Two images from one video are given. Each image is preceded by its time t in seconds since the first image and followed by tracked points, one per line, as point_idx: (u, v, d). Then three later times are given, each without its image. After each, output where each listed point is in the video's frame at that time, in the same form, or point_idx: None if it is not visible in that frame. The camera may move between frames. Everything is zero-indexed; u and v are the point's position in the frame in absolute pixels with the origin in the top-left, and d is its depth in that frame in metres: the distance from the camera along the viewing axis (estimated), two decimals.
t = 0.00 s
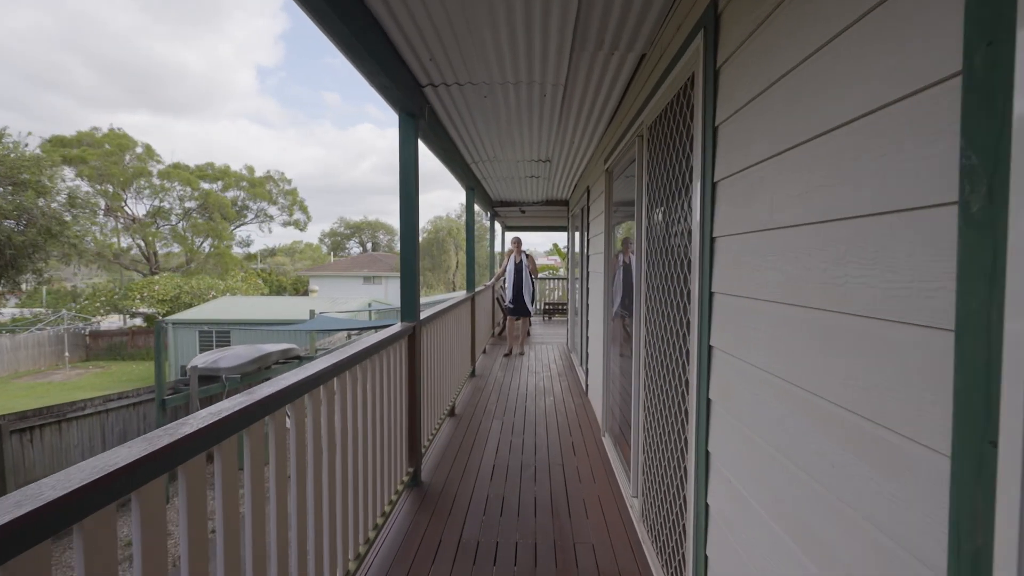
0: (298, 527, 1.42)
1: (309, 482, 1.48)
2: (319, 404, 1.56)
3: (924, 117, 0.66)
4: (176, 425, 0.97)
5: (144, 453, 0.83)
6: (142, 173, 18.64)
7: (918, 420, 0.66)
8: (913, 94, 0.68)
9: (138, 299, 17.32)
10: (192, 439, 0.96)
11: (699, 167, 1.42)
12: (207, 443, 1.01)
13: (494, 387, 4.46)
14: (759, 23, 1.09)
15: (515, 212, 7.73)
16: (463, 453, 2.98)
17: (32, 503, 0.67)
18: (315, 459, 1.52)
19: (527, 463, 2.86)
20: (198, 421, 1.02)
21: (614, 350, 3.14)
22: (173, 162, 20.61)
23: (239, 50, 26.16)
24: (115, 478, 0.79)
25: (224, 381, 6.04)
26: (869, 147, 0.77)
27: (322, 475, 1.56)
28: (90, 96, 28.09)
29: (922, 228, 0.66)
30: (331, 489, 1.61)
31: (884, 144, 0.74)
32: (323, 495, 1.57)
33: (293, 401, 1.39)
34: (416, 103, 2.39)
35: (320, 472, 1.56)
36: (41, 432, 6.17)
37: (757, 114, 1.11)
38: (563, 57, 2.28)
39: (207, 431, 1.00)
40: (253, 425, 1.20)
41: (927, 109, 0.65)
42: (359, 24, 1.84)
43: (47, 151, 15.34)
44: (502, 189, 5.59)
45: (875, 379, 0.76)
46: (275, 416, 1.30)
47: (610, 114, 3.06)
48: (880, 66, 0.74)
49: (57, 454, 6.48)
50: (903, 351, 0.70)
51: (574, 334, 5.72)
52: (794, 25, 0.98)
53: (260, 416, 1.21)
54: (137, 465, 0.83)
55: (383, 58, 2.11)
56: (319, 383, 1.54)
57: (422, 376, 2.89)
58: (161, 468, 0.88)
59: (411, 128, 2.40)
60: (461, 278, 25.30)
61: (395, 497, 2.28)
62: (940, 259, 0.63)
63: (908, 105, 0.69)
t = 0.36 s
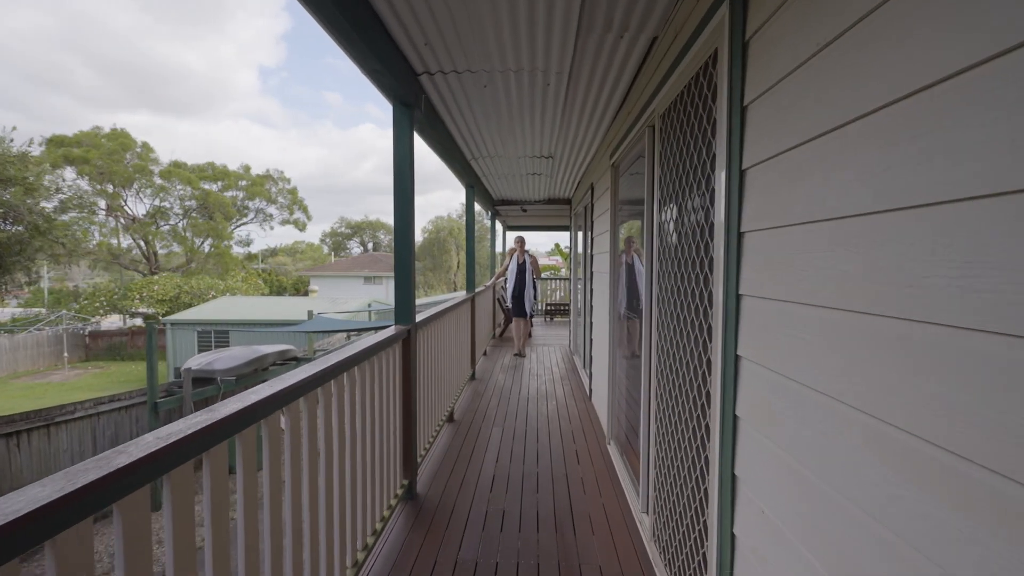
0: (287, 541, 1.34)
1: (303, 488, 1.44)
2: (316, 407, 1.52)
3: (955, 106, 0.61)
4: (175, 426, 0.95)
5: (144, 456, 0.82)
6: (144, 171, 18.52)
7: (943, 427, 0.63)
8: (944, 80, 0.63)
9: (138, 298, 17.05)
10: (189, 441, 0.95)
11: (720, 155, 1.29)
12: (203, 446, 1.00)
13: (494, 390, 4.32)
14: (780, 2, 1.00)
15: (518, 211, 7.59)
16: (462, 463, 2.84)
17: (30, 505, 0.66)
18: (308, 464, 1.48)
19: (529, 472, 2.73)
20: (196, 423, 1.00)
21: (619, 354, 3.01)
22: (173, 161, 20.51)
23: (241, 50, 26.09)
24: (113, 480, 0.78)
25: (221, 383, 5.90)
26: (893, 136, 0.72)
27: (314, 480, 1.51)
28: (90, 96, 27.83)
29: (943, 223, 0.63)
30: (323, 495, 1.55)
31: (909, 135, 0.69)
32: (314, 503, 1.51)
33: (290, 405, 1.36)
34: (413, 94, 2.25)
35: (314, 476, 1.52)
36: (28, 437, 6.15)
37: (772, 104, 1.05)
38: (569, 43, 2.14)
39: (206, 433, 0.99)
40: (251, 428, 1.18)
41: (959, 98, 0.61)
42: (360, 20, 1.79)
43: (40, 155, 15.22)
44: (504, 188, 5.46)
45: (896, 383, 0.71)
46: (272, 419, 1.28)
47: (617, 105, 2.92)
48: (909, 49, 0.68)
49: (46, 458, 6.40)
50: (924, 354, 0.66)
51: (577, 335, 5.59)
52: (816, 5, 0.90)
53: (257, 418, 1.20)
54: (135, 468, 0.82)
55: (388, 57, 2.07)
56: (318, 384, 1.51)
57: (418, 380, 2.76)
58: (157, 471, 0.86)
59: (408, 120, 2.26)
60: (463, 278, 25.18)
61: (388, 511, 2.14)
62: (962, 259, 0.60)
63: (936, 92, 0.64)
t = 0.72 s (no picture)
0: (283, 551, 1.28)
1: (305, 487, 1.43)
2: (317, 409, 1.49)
3: (979, 106, 0.59)
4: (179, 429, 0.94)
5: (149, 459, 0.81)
6: (144, 171, 18.44)
7: (953, 430, 0.62)
8: (972, 77, 0.59)
9: (138, 298, 16.98)
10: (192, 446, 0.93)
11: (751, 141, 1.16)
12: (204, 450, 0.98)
13: (496, 395, 4.18)
14: None
15: (520, 210, 7.46)
16: (461, 475, 2.69)
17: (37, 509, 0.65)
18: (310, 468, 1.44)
19: (532, 484, 2.60)
20: (200, 426, 0.99)
21: (627, 358, 2.87)
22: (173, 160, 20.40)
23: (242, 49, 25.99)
24: (119, 483, 0.77)
25: (216, 387, 5.77)
26: (924, 129, 0.67)
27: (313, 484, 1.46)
28: (89, 95, 27.55)
29: (958, 227, 0.62)
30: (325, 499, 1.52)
31: (933, 133, 0.65)
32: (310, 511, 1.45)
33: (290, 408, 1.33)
34: (410, 83, 2.12)
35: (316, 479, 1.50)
36: (15, 443, 6.08)
37: (798, 90, 0.96)
38: (578, 27, 2.00)
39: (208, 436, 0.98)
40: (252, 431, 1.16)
41: (979, 99, 0.59)
42: (359, 9, 1.68)
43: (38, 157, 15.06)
44: (506, 185, 5.33)
45: (941, 396, 0.64)
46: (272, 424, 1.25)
47: (626, 96, 2.78)
48: (941, 39, 0.64)
49: (34, 463, 6.33)
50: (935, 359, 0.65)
51: (581, 337, 5.44)
52: None
53: (258, 418, 1.18)
54: (138, 472, 0.80)
55: (390, 50, 1.97)
56: (319, 388, 1.48)
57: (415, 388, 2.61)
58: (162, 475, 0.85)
59: (405, 112, 2.13)
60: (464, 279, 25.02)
61: (382, 529, 2.00)
62: (974, 262, 0.59)
63: (962, 89, 0.61)
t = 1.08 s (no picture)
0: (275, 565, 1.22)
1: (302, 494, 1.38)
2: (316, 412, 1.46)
3: (980, 107, 0.56)
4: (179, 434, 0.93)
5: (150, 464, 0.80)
6: (145, 173, 18.40)
7: (952, 442, 0.60)
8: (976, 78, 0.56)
9: (138, 298, 16.90)
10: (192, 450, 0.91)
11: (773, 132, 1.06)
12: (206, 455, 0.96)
13: (497, 399, 4.07)
14: None
15: (521, 209, 7.37)
16: (461, 487, 2.57)
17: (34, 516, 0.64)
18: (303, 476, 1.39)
19: (534, 495, 2.50)
20: (200, 431, 0.97)
21: (633, 363, 2.77)
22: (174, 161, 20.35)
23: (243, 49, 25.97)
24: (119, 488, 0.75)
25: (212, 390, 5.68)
26: (929, 129, 0.63)
27: (305, 497, 1.39)
28: (90, 96, 27.45)
29: (964, 232, 0.59)
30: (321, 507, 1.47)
31: (938, 133, 0.62)
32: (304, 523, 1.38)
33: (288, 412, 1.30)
34: (404, 74, 2.02)
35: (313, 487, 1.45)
36: (6, 448, 5.92)
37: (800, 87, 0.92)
38: (584, 14, 1.89)
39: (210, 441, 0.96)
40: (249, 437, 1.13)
41: (979, 100, 0.56)
42: (359, 7, 1.65)
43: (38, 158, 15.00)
44: (506, 184, 5.24)
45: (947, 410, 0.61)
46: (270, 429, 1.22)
47: (632, 90, 2.68)
48: (945, 36, 0.61)
49: (25, 469, 6.17)
50: (935, 367, 0.62)
51: (584, 339, 5.34)
52: None
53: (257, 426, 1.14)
54: (139, 477, 0.79)
55: (387, 43, 1.89)
56: (319, 391, 1.46)
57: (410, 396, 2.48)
58: (163, 481, 0.84)
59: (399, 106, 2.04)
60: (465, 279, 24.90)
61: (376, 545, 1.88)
62: (976, 268, 0.57)
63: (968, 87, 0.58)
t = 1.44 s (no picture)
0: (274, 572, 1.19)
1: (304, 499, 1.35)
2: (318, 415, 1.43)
3: (988, 106, 0.56)
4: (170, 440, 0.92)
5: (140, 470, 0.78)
6: (145, 172, 18.37)
7: (954, 442, 0.60)
8: (985, 77, 0.56)
9: (137, 298, 16.72)
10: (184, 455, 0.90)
11: (811, 114, 0.94)
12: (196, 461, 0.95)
13: (497, 403, 3.97)
14: None
15: (522, 209, 7.28)
16: (458, 497, 2.47)
17: (21, 525, 0.63)
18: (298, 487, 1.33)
19: (535, 506, 2.39)
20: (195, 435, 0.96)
21: (639, 368, 2.66)
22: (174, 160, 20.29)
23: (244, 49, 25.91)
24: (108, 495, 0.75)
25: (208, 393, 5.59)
26: (934, 129, 0.63)
27: (301, 506, 1.34)
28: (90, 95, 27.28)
29: (968, 232, 0.58)
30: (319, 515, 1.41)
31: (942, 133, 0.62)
32: (300, 532, 1.33)
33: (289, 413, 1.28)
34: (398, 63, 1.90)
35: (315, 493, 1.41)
36: None
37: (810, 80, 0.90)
38: None
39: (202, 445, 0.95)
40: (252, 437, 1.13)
41: (988, 99, 0.56)
42: None
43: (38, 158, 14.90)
44: (507, 183, 5.16)
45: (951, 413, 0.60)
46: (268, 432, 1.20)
47: (639, 82, 2.56)
48: (953, 36, 0.60)
49: (11, 474, 6.08)
50: (938, 369, 0.62)
51: (586, 340, 5.25)
52: None
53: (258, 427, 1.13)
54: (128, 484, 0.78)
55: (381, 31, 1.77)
56: (320, 392, 1.44)
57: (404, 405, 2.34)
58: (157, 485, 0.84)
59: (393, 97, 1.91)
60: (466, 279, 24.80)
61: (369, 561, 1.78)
62: (978, 267, 0.56)
63: (973, 90, 0.58)
